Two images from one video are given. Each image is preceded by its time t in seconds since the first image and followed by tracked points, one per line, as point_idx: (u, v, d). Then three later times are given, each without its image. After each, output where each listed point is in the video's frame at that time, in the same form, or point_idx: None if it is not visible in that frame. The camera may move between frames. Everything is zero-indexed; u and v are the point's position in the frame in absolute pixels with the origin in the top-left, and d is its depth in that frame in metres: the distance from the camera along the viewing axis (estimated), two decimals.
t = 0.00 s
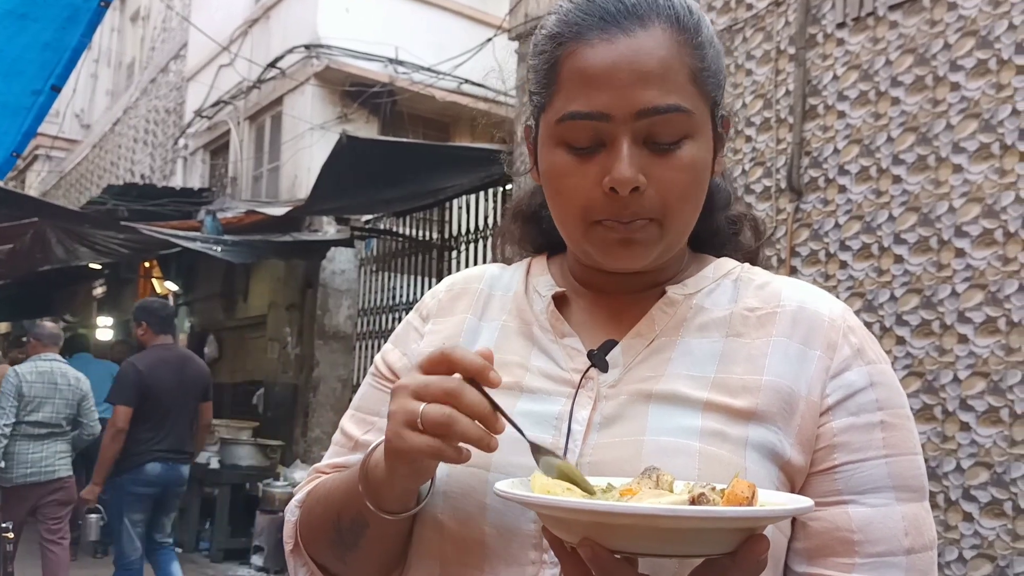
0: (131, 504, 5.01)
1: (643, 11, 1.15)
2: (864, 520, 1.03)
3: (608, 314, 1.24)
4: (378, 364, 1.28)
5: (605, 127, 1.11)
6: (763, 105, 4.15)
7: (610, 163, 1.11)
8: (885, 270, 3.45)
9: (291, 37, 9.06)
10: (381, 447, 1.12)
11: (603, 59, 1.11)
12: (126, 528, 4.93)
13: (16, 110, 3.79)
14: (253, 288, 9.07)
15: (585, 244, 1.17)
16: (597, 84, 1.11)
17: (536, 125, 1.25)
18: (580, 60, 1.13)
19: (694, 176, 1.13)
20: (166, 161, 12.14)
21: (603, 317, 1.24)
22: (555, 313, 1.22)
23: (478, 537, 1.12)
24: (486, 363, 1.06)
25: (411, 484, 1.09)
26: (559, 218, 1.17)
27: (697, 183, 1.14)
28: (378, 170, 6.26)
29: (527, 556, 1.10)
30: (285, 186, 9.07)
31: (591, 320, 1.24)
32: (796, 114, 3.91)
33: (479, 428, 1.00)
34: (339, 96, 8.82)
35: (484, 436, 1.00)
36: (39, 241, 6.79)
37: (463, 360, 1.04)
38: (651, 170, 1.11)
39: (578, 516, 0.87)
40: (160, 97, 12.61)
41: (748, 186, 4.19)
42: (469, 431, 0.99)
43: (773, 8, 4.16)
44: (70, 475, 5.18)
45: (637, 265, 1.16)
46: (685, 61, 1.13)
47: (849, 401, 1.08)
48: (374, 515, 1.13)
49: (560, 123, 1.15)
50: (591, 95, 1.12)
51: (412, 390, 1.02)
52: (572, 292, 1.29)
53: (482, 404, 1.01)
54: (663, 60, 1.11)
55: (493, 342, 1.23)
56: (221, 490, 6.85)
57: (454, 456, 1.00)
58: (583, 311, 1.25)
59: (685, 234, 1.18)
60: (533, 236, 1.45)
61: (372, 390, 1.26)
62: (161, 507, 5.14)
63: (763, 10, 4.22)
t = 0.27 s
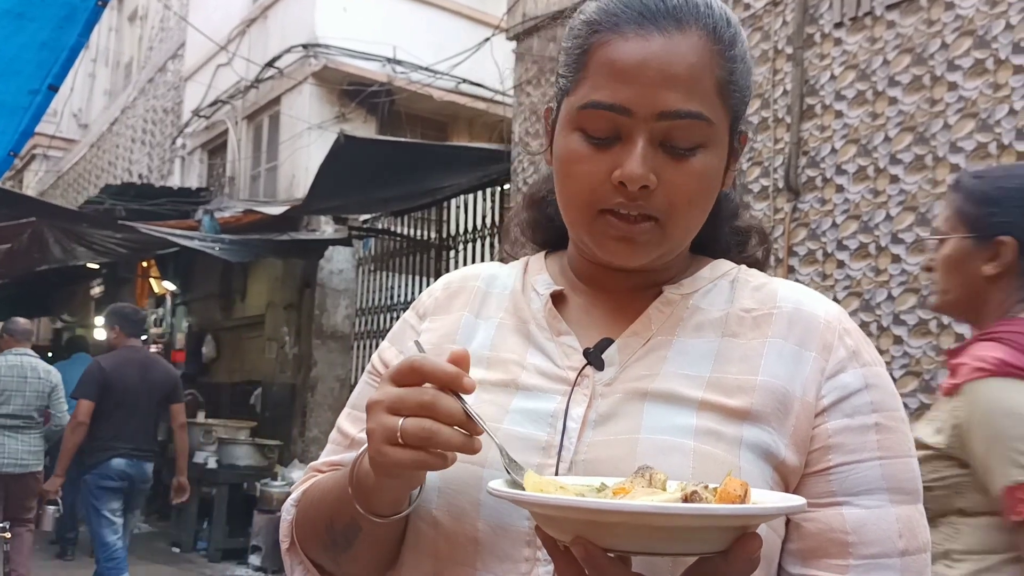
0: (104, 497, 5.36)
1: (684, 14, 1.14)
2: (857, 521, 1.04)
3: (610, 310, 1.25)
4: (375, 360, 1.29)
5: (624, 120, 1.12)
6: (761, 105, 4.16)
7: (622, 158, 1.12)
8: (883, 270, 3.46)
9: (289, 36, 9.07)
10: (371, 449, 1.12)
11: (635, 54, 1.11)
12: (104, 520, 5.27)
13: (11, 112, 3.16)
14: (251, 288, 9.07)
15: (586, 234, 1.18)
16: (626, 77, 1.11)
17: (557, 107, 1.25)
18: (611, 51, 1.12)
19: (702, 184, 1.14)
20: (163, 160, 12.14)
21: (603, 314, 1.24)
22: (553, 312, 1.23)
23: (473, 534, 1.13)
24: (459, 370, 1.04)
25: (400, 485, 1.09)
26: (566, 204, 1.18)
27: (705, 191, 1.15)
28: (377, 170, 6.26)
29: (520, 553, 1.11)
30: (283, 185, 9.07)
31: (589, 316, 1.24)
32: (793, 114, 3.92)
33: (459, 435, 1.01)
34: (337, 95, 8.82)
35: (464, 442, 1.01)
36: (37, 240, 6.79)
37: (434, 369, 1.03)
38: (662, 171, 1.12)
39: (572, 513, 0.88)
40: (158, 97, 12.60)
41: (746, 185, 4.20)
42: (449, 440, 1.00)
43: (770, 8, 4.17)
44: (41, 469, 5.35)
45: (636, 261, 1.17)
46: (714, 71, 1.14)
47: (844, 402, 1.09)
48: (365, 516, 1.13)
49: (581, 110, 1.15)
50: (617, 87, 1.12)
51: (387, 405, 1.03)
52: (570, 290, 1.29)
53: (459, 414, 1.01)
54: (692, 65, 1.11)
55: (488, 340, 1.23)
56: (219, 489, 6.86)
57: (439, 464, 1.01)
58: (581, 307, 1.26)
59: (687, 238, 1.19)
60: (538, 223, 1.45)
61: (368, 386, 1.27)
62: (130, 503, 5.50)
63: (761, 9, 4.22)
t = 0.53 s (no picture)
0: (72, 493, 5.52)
1: (684, 17, 1.15)
2: (856, 524, 1.05)
3: (610, 312, 1.25)
4: (376, 361, 1.29)
5: (626, 125, 1.12)
6: (758, 106, 4.17)
7: (624, 161, 1.13)
8: (880, 270, 3.47)
9: (287, 36, 9.07)
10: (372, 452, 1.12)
11: (636, 59, 1.11)
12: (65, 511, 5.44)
13: (8, 110, 3.13)
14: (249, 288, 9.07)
15: (588, 237, 1.18)
16: (627, 81, 1.12)
17: (558, 112, 1.25)
18: (612, 55, 1.13)
19: (703, 187, 1.15)
20: (161, 160, 12.13)
21: (603, 316, 1.25)
22: (553, 314, 1.23)
23: (473, 536, 1.13)
24: (459, 375, 1.04)
25: (401, 488, 1.10)
26: (568, 208, 1.18)
27: (705, 194, 1.16)
28: (375, 170, 6.26)
29: (520, 554, 1.11)
30: (281, 186, 9.08)
31: (590, 319, 1.25)
32: (791, 115, 3.93)
33: (459, 440, 1.01)
34: (335, 96, 8.83)
35: (466, 447, 1.01)
36: (35, 241, 6.79)
37: (435, 374, 1.03)
38: (664, 175, 1.12)
39: (574, 517, 0.88)
40: (156, 97, 12.60)
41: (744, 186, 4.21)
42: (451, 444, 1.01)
43: (768, 9, 4.18)
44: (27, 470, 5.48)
45: (636, 264, 1.18)
46: (715, 74, 1.14)
47: (843, 406, 1.09)
48: (366, 518, 1.14)
49: (583, 114, 1.15)
50: (619, 92, 1.12)
51: (389, 410, 1.03)
52: (571, 292, 1.30)
53: (460, 419, 1.01)
54: (693, 69, 1.12)
55: (489, 342, 1.24)
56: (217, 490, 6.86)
57: (439, 469, 1.01)
58: (582, 309, 1.26)
59: (689, 240, 1.19)
60: (536, 229, 1.45)
61: (369, 388, 1.27)
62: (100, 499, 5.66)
63: (759, 10, 4.23)
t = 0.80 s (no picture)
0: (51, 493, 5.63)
1: (675, 6, 1.19)
2: (857, 526, 1.05)
3: (613, 309, 1.25)
4: (376, 366, 1.29)
5: (632, 104, 1.13)
6: (757, 107, 4.17)
7: (635, 141, 1.11)
8: (878, 271, 3.47)
9: (286, 36, 9.06)
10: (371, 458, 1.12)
11: (634, 42, 1.14)
12: (44, 513, 5.55)
13: (6, 111, 3.13)
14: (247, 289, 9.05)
15: (599, 226, 1.15)
16: (628, 63, 1.14)
17: (555, 117, 1.25)
18: (610, 42, 1.16)
19: (711, 166, 1.14)
20: (159, 161, 12.10)
21: (605, 316, 1.24)
22: (553, 316, 1.23)
23: (473, 539, 1.13)
24: (456, 382, 1.03)
25: (399, 497, 1.09)
26: (576, 199, 1.15)
27: (713, 175, 1.15)
28: (374, 170, 6.26)
29: (520, 558, 1.11)
30: (279, 187, 9.07)
31: (591, 319, 1.24)
32: (789, 116, 3.93)
33: (459, 448, 1.01)
34: (333, 97, 8.82)
35: (465, 455, 1.01)
36: (33, 241, 6.77)
37: (431, 384, 1.02)
38: (673, 152, 1.12)
39: (573, 523, 0.88)
40: (154, 97, 12.58)
41: (742, 187, 4.20)
42: (451, 453, 1.00)
43: (766, 10, 4.18)
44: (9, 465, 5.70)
45: (650, 250, 1.14)
46: (709, 57, 1.17)
47: (843, 407, 1.09)
48: (366, 524, 1.13)
49: (586, 102, 1.16)
50: (621, 74, 1.14)
51: (387, 423, 1.03)
52: (571, 293, 1.29)
53: (459, 426, 1.01)
54: (691, 48, 1.15)
55: (488, 346, 1.23)
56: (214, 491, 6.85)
57: (440, 478, 1.01)
58: (582, 310, 1.26)
59: (695, 228, 1.17)
60: (529, 242, 1.46)
61: (369, 393, 1.27)
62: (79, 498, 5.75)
63: (757, 11, 4.23)
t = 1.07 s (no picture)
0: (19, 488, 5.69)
1: (667, 8, 1.19)
2: (857, 525, 1.05)
3: (612, 310, 1.25)
4: (376, 365, 1.29)
5: (625, 110, 1.13)
6: (755, 108, 4.17)
7: (628, 146, 1.12)
8: (876, 272, 3.47)
9: (284, 37, 9.06)
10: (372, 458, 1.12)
11: (626, 47, 1.14)
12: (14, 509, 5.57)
13: (3, 111, 3.12)
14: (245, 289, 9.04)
15: (596, 229, 1.16)
16: (620, 69, 1.14)
17: (551, 120, 1.26)
18: (602, 48, 1.16)
19: (706, 169, 1.14)
20: (158, 161, 12.10)
21: (604, 315, 1.25)
22: (554, 314, 1.23)
23: (474, 537, 1.13)
24: (455, 381, 1.03)
25: (400, 496, 1.09)
26: (572, 203, 1.16)
27: (709, 177, 1.15)
28: (372, 170, 6.25)
29: (520, 557, 1.11)
30: (277, 187, 9.07)
31: (591, 319, 1.25)
32: (787, 117, 3.93)
33: (459, 446, 1.01)
34: (332, 97, 8.82)
35: (465, 453, 1.01)
36: (31, 241, 6.76)
37: (430, 383, 1.02)
38: (667, 156, 1.12)
39: (573, 520, 0.88)
40: (152, 97, 12.57)
41: (741, 188, 4.20)
42: (451, 452, 1.00)
43: (765, 11, 4.18)
44: None
45: (647, 252, 1.15)
46: (702, 59, 1.17)
47: (843, 407, 1.09)
48: (368, 524, 1.13)
49: (580, 108, 1.16)
50: (614, 80, 1.14)
51: (387, 423, 1.03)
52: (572, 293, 1.29)
53: (458, 424, 1.01)
54: (684, 52, 1.14)
55: (489, 344, 1.23)
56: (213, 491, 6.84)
57: (441, 477, 1.01)
58: (582, 309, 1.26)
59: (692, 230, 1.18)
60: (531, 239, 1.46)
61: (370, 392, 1.27)
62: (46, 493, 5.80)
63: (755, 13, 4.24)
